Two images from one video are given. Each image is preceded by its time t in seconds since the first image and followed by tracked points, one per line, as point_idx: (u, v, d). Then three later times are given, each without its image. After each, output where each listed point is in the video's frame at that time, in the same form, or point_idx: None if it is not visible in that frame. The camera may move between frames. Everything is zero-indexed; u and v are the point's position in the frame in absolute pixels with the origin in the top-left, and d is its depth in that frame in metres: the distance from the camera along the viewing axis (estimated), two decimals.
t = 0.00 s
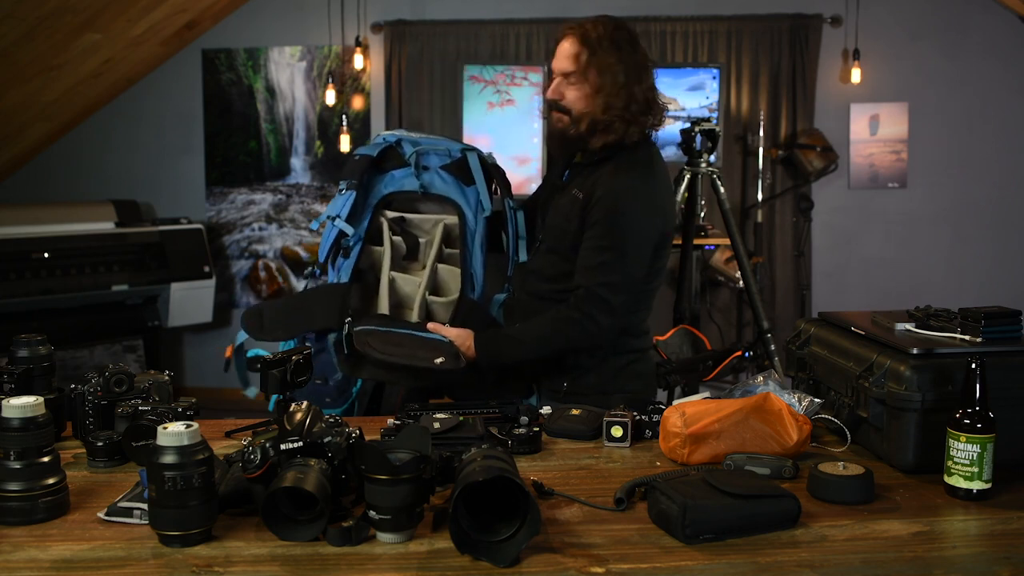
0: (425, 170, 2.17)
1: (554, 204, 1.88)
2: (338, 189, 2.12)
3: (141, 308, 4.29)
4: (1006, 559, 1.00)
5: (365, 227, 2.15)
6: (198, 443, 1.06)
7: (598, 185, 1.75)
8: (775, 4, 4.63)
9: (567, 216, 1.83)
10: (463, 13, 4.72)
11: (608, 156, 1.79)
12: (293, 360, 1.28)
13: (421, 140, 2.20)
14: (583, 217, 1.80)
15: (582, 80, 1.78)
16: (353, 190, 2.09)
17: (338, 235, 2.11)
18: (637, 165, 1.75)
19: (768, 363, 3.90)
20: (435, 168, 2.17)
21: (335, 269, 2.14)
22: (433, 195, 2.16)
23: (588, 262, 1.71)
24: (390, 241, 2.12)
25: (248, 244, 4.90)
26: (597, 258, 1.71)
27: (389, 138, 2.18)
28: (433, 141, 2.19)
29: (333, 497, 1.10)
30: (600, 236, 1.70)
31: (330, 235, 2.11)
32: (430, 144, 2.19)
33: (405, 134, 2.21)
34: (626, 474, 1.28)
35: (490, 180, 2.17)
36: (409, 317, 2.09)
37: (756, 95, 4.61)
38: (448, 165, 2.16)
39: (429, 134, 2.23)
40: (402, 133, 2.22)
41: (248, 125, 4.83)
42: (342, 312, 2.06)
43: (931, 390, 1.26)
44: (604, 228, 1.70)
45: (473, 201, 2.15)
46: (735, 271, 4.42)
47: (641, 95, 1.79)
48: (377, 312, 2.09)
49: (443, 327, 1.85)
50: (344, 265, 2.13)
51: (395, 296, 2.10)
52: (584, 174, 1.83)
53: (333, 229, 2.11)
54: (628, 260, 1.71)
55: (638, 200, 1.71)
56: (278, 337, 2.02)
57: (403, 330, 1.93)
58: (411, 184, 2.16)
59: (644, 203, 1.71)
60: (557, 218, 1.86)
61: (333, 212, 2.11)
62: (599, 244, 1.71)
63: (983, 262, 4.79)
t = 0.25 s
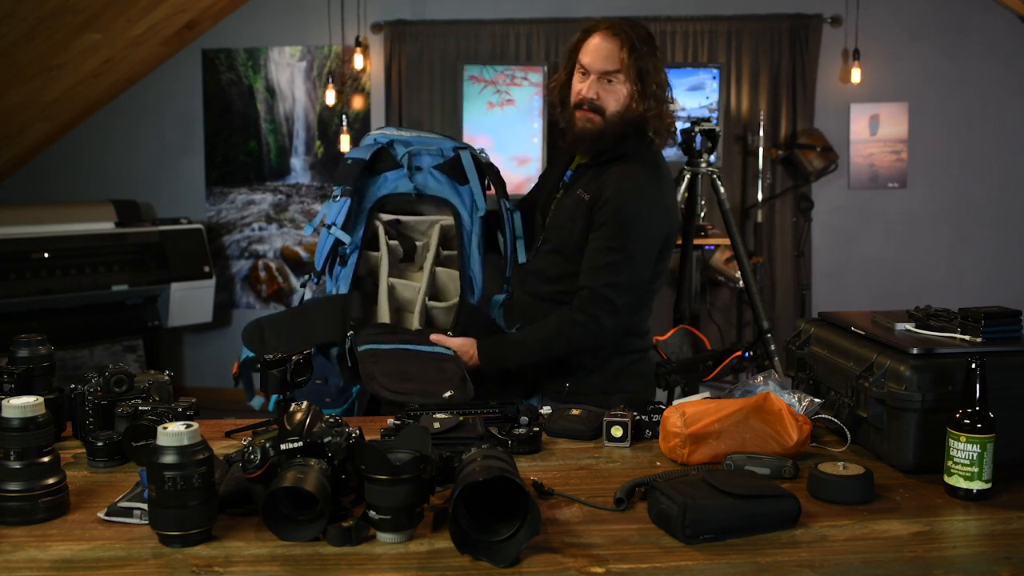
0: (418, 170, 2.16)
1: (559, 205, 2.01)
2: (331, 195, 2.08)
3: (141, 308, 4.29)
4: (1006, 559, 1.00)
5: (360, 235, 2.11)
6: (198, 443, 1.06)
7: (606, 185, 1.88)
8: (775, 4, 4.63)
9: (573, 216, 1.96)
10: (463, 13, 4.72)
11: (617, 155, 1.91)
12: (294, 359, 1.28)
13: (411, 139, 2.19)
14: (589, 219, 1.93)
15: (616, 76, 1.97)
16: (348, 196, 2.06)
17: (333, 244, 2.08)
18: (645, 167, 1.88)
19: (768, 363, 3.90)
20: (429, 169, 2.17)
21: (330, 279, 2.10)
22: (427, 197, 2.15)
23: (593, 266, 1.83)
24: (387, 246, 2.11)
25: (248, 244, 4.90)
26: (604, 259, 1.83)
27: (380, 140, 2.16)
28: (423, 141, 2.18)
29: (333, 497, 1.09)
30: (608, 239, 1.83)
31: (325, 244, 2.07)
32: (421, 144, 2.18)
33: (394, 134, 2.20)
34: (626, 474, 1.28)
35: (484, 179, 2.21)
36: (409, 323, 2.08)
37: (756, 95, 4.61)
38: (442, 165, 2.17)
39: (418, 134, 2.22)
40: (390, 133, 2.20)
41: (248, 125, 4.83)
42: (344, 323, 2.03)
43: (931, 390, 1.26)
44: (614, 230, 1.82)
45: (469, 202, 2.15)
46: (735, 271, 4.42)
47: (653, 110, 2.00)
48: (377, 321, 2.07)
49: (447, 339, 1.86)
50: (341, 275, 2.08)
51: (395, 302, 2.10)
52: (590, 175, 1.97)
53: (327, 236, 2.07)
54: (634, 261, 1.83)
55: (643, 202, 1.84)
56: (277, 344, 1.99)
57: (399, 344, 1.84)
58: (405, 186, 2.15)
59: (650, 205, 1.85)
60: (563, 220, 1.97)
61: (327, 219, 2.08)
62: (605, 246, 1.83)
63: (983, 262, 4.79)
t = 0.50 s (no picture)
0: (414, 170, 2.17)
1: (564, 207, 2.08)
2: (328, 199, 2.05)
3: (141, 308, 4.29)
4: (1006, 559, 1.00)
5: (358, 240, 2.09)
6: (198, 443, 1.06)
7: (613, 187, 1.94)
8: (775, 4, 4.63)
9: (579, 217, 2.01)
10: (463, 13, 4.72)
11: (624, 159, 1.98)
12: (294, 360, 1.28)
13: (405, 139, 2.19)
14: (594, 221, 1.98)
15: (632, 77, 2.00)
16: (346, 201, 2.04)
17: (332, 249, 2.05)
18: (650, 170, 1.94)
19: (768, 363, 3.90)
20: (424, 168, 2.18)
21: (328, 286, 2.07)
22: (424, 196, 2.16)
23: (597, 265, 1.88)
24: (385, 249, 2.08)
25: (248, 244, 4.91)
26: (610, 260, 1.88)
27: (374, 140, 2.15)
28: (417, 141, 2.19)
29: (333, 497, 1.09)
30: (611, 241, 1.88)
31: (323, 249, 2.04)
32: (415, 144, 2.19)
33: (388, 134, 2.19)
34: (626, 474, 1.28)
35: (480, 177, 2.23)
36: (410, 326, 2.07)
37: (756, 96, 4.61)
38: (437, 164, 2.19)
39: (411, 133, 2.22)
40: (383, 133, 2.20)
41: (248, 125, 4.83)
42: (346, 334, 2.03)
43: (931, 390, 1.26)
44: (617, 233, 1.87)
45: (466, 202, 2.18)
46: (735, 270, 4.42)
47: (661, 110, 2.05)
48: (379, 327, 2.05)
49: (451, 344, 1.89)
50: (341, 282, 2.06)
51: (395, 305, 2.08)
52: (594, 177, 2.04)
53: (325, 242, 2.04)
54: (640, 263, 1.88)
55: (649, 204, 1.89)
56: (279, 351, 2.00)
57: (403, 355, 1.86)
58: (401, 186, 2.15)
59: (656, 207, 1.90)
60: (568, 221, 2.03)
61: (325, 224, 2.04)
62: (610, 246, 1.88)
63: (983, 262, 4.79)
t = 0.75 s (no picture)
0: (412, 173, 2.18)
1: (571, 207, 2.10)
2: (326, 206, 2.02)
3: (141, 308, 4.29)
4: (1006, 559, 1.00)
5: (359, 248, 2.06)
6: (198, 443, 1.06)
7: (626, 190, 1.98)
8: (775, 4, 4.63)
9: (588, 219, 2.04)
10: (463, 13, 4.72)
11: (635, 160, 2.01)
12: (294, 360, 1.28)
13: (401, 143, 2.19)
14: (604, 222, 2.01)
15: (639, 76, 2.03)
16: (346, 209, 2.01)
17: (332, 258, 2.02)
18: (662, 172, 1.99)
19: (768, 363, 3.90)
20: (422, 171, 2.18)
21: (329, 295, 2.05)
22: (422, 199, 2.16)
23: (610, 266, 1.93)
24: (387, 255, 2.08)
25: (248, 244, 4.91)
26: (623, 260, 1.93)
27: (371, 143, 2.14)
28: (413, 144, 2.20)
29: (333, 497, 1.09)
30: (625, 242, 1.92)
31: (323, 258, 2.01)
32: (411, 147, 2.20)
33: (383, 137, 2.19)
34: (626, 474, 1.28)
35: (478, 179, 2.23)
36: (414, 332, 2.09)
37: (756, 95, 4.61)
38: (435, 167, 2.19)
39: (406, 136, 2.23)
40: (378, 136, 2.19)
41: (248, 125, 4.83)
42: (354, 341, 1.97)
43: (930, 390, 1.26)
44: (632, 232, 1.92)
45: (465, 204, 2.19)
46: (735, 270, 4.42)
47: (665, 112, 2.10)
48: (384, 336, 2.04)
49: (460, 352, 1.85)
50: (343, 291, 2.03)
51: (398, 311, 2.09)
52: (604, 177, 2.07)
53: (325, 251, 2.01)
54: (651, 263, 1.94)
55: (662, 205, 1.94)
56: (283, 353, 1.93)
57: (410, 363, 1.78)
58: (399, 190, 2.14)
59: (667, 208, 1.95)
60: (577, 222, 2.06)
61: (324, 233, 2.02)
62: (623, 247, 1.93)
63: (983, 262, 4.79)
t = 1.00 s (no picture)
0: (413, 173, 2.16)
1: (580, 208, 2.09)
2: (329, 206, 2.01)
3: (141, 308, 4.29)
4: (1006, 559, 1.00)
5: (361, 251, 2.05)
6: (198, 443, 1.06)
7: (637, 191, 1.98)
8: (775, 4, 4.63)
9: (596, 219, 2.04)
10: (463, 13, 4.72)
11: (644, 161, 2.02)
12: (294, 359, 1.28)
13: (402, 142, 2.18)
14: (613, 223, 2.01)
15: (646, 79, 2.03)
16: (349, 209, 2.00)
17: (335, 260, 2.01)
18: (671, 174, 2.00)
19: (768, 363, 3.90)
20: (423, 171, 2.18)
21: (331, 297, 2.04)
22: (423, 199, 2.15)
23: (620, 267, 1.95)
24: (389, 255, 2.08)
25: (248, 244, 4.91)
26: (634, 262, 1.94)
27: (372, 143, 2.13)
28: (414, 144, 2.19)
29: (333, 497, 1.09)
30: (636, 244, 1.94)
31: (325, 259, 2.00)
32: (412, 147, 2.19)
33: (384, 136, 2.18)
34: (626, 474, 1.28)
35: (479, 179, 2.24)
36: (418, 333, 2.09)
37: (756, 96, 4.61)
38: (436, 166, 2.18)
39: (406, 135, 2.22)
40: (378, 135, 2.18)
41: (248, 125, 4.83)
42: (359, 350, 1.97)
43: (930, 390, 1.26)
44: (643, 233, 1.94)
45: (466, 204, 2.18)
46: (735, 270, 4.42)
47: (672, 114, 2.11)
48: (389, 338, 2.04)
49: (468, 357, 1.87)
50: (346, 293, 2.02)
51: (402, 313, 2.08)
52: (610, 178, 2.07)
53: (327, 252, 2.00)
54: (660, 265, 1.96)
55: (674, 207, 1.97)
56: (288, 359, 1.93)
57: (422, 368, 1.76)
58: (401, 190, 2.13)
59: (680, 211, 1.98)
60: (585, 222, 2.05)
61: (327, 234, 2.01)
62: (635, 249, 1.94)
63: (983, 261, 4.79)
